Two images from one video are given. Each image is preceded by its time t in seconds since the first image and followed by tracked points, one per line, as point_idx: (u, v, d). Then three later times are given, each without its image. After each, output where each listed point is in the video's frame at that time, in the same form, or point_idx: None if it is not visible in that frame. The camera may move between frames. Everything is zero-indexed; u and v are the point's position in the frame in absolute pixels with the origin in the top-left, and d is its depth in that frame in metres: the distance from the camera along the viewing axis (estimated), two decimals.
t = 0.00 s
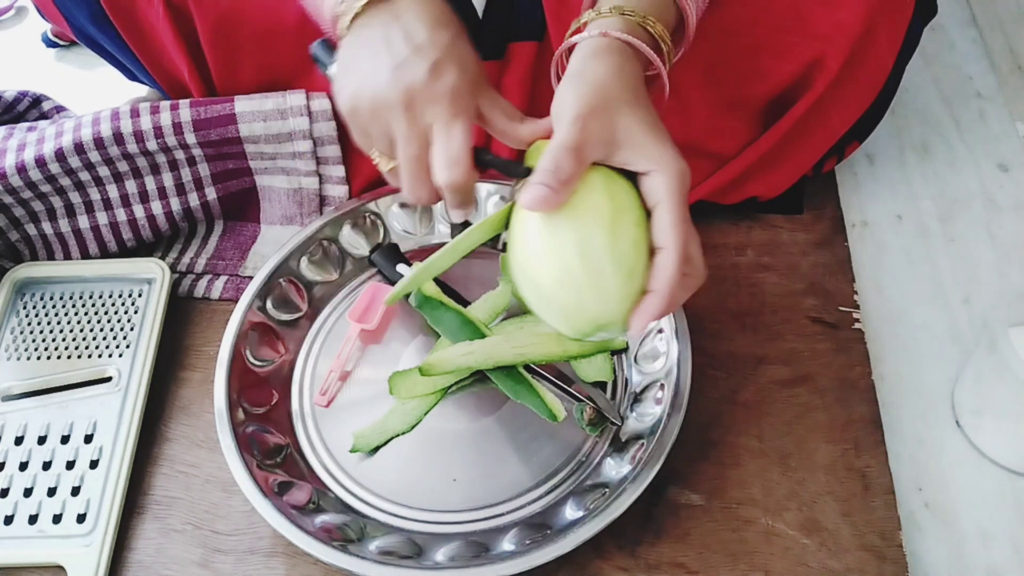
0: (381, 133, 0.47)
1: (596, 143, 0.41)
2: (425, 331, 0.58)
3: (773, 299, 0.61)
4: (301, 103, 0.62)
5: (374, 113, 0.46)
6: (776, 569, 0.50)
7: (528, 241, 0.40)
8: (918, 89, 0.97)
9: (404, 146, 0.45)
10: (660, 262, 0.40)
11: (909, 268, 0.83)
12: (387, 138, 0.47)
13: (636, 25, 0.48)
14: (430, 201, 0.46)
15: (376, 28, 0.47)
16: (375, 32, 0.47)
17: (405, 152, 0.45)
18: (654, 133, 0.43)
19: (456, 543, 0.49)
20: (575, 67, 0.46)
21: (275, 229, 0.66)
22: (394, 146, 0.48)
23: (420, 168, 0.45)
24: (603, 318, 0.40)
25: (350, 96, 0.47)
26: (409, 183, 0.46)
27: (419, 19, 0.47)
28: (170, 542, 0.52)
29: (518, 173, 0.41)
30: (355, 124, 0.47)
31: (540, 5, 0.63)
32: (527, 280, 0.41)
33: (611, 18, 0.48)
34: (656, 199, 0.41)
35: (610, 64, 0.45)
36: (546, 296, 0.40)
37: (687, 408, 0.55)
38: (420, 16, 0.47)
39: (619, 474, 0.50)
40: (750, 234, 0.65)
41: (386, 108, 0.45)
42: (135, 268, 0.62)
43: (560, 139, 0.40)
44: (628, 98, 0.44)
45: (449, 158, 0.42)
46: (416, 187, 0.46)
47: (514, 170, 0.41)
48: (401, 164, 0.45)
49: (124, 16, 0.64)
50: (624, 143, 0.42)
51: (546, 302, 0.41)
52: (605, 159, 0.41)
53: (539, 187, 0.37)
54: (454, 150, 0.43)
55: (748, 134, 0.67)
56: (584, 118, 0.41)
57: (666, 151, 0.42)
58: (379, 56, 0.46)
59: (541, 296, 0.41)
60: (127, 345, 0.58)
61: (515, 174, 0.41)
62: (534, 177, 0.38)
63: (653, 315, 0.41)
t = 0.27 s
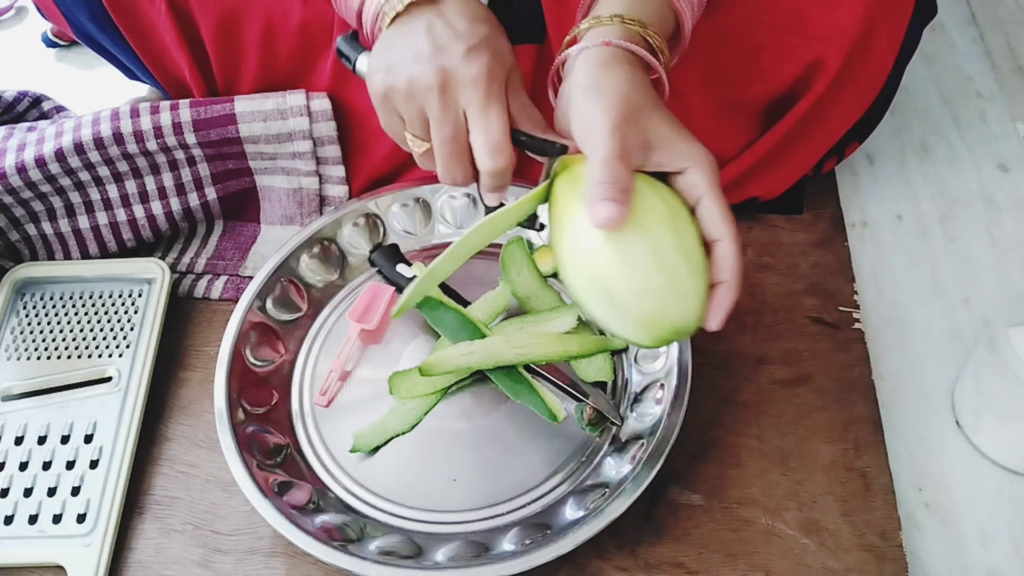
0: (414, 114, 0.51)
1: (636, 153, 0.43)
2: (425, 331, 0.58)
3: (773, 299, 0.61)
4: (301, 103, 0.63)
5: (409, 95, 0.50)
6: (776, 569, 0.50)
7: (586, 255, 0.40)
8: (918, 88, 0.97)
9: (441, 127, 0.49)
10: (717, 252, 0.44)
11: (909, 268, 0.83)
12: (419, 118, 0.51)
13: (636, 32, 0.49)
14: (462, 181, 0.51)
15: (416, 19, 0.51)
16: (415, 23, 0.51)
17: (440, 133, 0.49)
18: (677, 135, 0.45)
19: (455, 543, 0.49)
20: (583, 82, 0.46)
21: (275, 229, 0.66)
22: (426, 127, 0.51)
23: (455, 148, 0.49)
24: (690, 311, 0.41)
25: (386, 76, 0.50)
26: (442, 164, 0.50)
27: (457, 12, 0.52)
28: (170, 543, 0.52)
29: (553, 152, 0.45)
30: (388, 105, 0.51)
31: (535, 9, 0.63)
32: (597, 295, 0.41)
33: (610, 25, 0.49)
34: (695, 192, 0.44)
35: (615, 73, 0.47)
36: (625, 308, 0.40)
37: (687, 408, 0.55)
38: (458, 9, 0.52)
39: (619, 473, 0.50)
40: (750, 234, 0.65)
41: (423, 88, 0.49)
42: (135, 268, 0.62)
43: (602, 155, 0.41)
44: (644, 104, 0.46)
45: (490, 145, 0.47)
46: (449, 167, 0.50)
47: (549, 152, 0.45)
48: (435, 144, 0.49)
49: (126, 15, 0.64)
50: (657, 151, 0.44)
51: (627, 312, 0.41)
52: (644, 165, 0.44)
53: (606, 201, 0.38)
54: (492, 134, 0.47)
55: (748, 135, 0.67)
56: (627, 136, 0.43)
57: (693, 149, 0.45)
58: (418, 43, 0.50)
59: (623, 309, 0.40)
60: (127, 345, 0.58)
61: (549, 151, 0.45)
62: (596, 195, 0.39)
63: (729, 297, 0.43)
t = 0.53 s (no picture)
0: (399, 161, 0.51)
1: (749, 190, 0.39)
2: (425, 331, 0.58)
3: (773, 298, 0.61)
4: (301, 103, 0.62)
5: (391, 151, 0.50)
6: (776, 569, 0.50)
7: (701, 249, 0.35)
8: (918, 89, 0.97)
9: (433, 170, 0.51)
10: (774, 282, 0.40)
11: (909, 268, 0.83)
12: (405, 163, 0.52)
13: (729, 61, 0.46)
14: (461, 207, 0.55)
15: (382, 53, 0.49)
16: (387, 55, 0.49)
17: (433, 179, 0.52)
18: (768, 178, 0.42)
19: (455, 543, 0.49)
20: (688, 104, 0.44)
21: (275, 230, 0.66)
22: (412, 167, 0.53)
23: (449, 188, 0.52)
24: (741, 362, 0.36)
25: (368, 125, 0.50)
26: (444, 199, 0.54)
27: (422, 36, 0.48)
28: (170, 543, 0.52)
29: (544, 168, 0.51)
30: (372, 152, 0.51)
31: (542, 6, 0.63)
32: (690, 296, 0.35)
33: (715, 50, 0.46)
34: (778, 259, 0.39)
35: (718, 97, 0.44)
36: (690, 317, 0.35)
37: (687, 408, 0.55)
38: (425, 34, 0.48)
39: (619, 473, 0.50)
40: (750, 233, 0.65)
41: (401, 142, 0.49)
42: (135, 268, 0.62)
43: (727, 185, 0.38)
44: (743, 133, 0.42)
45: (477, 188, 0.49)
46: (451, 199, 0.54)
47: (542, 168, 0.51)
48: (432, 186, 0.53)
49: (126, 10, 0.64)
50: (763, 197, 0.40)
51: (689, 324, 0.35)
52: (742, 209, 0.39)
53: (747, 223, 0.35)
54: (474, 179, 0.49)
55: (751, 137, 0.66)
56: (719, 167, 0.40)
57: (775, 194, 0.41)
58: (387, 87, 0.49)
59: (685, 320, 0.35)
60: (127, 345, 0.58)
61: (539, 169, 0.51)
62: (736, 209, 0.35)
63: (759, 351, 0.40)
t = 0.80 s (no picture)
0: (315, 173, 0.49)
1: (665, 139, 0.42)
2: (426, 332, 0.58)
3: (773, 299, 0.61)
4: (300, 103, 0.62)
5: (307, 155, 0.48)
6: (776, 569, 0.50)
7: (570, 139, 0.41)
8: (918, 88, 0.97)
9: (334, 175, 0.47)
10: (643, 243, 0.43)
11: (909, 268, 0.83)
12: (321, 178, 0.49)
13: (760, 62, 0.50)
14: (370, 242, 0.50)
15: (303, 54, 0.50)
16: (306, 57, 0.49)
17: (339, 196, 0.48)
18: (710, 172, 0.44)
19: (455, 543, 0.49)
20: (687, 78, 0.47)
21: (275, 229, 0.66)
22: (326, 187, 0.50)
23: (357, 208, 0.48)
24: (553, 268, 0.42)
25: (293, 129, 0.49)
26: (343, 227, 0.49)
27: (336, 30, 0.49)
28: (170, 543, 0.52)
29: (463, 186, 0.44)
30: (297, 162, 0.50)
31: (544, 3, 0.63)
32: (529, 196, 0.41)
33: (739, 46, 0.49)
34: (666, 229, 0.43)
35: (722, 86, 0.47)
36: (525, 207, 0.41)
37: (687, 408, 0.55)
38: (337, 28, 0.49)
39: (619, 473, 0.50)
40: (751, 233, 0.65)
41: (316, 140, 0.47)
42: (135, 268, 0.62)
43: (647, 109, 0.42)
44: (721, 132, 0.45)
45: (363, 193, 0.46)
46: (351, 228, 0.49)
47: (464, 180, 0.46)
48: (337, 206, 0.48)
49: (125, 13, 0.64)
50: (687, 163, 0.43)
51: (515, 209, 0.42)
52: (662, 155, 0.42)
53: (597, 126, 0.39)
54: (378, 177, 0.46)
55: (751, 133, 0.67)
56: (672, 116, 0.43)
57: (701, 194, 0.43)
58: (308, 92, 0.48)
59: (518, 206, 0.42)
60: (127, 345, 0.58)
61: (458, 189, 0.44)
62: (595, 112, 0.40)
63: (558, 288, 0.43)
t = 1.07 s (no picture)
0: (304, 175, 0.50)
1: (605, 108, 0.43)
2: (426, 332, 0.58)
3: (773, 299, 0.61)
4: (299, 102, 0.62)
5: (293, 159, 0.49)
6: (776, 569, 0.50)
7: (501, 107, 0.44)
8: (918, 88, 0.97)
9: (327, 186, 0.49)
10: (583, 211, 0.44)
11: (909, 268, 0.83)
12: (310, 179, 0.50)
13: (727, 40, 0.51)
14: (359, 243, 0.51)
15: (287, 60, 0.49)
16: (290, 64, 0.49)
17: (329, 198, 0.49)
18: (659, 142, 0.45)
19: (455, 543, 0.49)
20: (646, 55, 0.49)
21: (275, 229, 0.66)
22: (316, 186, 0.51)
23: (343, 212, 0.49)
24: (495, 226, 0.44)
25: (272, 142, 0.49)
26: (336, 228, 0.50)
27: (323, 40, 0.49)
28: (170, 543, 0.52)
29: (438, 197, 0.43)
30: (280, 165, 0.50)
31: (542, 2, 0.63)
32: (471, 160, 0.44)
33: (701, 27, 0.50)
34: (609, 196, 0.44)
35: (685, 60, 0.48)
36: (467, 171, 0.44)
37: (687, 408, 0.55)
38: (325, 37, 0.49)
39: (619, 473, 0.50)
40: (751, 233, 0.65)
41: (302, 152, 0.48)
42: (135, 267, 0.62)
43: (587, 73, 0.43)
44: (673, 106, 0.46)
45: (354, 206, 0.46)
46: (343, 230, 0.50)
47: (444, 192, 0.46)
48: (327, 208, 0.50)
49: (124, 18, 0.64)
50: (626, 131, 0.44)
51: (461, 172, 0.44)
52: (603, 127, 0.44)
53: (523, 88, 0.41)
54: (363, 193, 0.46)
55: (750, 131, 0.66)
56: (620, 81, 0.44)
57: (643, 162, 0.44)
58: (293, 98, 0.48)
59: (463, 169, 0.44)
60: (127, 345, 0.58)
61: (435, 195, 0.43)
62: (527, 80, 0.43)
63: (501, 258, 0.45)
